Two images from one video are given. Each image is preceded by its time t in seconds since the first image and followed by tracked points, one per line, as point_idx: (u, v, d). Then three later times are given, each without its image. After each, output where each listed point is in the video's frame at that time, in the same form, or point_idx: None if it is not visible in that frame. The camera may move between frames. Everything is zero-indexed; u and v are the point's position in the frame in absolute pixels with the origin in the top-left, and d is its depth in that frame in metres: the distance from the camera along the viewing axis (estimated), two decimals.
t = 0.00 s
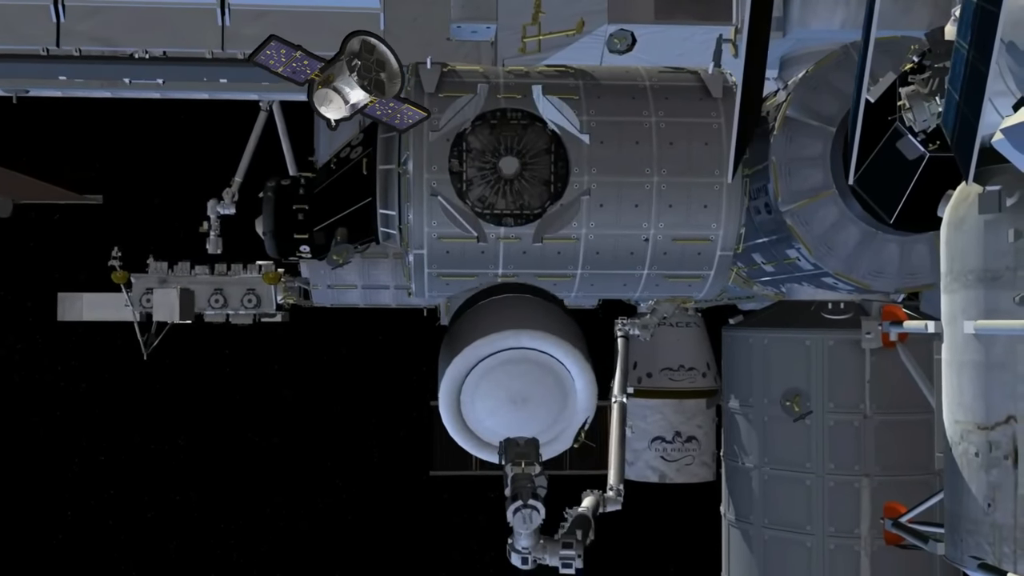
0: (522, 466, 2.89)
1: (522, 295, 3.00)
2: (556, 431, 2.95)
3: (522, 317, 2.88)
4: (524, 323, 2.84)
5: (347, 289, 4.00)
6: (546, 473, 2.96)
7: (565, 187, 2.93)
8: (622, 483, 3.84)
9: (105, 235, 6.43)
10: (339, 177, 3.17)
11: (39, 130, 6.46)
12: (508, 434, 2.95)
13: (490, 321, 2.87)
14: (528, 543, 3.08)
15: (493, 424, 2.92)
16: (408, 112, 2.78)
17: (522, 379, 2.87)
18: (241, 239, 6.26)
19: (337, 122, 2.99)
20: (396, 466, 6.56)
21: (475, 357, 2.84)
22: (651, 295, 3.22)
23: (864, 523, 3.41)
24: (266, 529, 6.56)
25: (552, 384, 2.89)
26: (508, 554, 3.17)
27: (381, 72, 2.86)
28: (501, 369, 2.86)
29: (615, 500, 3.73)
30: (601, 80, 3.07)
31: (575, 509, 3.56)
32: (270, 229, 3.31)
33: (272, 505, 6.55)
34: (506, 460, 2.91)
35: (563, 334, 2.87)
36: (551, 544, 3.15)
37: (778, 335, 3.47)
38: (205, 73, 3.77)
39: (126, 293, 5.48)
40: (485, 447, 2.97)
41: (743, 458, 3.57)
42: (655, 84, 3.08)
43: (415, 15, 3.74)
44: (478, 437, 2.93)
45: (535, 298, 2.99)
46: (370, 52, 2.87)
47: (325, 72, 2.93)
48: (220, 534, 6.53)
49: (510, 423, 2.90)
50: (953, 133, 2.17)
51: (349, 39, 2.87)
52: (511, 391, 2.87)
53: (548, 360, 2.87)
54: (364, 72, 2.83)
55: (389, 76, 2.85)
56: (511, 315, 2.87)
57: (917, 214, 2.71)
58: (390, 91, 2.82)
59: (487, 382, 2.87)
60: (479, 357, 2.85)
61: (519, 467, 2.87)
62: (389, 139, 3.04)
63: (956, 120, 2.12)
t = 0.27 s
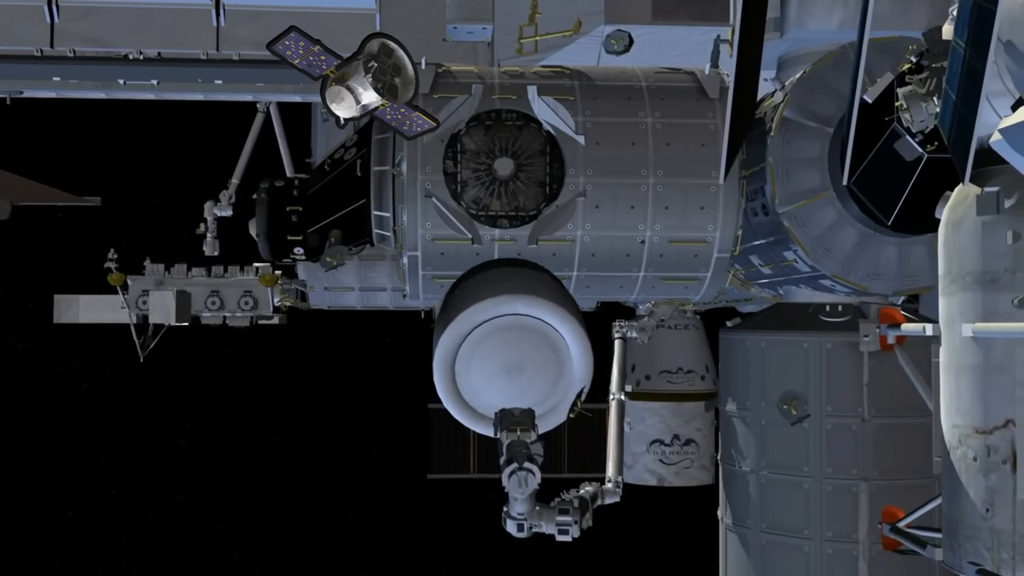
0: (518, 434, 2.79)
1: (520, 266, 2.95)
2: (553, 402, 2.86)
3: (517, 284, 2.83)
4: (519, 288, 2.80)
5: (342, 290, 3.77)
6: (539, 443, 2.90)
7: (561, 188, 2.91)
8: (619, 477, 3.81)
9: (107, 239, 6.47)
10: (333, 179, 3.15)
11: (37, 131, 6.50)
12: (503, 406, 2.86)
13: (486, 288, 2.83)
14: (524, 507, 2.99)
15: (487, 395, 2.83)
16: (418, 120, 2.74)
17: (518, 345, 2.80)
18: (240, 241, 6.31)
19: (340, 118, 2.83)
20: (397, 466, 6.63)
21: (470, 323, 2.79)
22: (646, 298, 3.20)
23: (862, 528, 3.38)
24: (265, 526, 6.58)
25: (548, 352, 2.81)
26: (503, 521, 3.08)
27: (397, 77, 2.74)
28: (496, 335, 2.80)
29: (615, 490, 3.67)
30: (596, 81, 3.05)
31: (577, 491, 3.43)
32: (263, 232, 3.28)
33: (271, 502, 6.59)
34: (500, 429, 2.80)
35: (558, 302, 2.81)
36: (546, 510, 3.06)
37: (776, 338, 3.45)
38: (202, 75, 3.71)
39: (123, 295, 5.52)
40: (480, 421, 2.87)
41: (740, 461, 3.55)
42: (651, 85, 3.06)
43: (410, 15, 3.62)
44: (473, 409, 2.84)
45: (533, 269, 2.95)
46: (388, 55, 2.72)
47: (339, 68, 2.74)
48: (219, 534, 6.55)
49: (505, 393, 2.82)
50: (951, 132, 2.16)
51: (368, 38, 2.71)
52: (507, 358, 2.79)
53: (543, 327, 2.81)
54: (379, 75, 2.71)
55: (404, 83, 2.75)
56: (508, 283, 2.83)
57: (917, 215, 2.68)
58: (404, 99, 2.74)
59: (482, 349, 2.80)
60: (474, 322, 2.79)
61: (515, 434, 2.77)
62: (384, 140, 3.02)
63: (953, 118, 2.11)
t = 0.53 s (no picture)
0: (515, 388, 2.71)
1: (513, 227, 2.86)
2: (550, 363, 2.76)
3: (514, 244, 2.75)
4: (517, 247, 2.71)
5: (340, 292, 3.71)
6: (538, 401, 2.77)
7: (557, 189, 2.89)
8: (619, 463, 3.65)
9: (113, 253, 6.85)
10: (329, 180, 3.13)
11: (40, 143, 6.83)
12: (499, 367, 2.76)
13: (482, 247, 2.74)
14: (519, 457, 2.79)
15: (484, 356, 2.74)
16: (426, 127, 2.76)
17: (516, 303, 2.70)
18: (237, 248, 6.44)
19: (349, 114, 2.76)
20: (396, 465, 7.10)
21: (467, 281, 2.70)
22: (644, 299, 3.18)
23: (861, 531, 3.36)
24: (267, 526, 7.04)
25: (547, 312, 2.72)
26: (500, 476, 2.86)
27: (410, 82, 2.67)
28: (494, 294, 2.70)
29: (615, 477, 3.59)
30: (593, 82, 3.04)
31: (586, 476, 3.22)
32: (258, 232, 3.26)
33: (270, 506, 7.04)
34: (499, 386, 2.72)
35: (557, 262, 2.73)
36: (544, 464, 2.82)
37: (774, 340, 3.43)
38: (196, 75, 3.66)
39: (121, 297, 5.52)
40: (476, 383, 2.77)
41: (738, 464, 3.53)
42: (648, 86, 3.04)
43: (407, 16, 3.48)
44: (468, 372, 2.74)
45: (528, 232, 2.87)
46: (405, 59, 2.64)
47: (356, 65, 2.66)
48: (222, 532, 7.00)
49: (503, 353, 2.73)
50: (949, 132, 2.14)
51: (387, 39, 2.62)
52: (505, 317, 2.70)
53: (542, 288, 2.72)
54: (395, 78, 2.64)
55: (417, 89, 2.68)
56: (505, 242, 2.75)
57: (915, 216, 2.65)
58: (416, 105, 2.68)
59: (480, 308, 2.71)
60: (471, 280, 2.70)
61: (514, 389, 2.69)
62: (381, 141, 3.02)
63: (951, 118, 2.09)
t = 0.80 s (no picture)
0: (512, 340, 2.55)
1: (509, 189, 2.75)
2: (548, 321, 2.61)
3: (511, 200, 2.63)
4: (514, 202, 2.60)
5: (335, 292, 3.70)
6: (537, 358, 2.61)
7: (555, 190, 2.88)
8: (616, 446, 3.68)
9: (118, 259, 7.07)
10: (326, 180, 3.12)
11: (41, 149, 7.08)
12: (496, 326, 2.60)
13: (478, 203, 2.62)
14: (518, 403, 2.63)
15: (480, 313, 2.58)
16: (435, 134, 2.70)
17: (514, 258, 2.56)
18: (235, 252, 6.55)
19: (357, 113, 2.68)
20: (395, 465, 7.35)
21: (463, 234, 2.57)
22: (642, 301, 3.17)
23: (859, 533, 3.35)
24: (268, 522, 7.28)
25: (547, 271, 2.58)
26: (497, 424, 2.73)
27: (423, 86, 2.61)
28: (492, 249, 2.56)
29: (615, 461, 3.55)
30: (591, 82, 3.03)
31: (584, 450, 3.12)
32: (255, 233, 3.23)
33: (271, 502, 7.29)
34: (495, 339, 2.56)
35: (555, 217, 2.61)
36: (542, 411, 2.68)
37: (773, 341, 3.42)
38: (194, 75, 3.58)
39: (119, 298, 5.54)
40: (472, 343, 2.61)
41: (737, 466, 3.52)
42: (647, 86, 3.03)
43: (406, 17, 3.47)
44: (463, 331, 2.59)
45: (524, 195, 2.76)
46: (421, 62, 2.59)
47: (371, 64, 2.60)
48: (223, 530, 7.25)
49: (500, 310, 2.57)
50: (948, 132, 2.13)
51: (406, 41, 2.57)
52: (503, 272, 2.55)
53: (544, 247, 2.59)
54: (409, 81, 2.58)
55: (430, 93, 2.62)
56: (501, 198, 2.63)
57: (914, 217, 2.64)
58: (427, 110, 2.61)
59: (475, 262, 2.56)
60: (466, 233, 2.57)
61: (512, 341, 2.54)
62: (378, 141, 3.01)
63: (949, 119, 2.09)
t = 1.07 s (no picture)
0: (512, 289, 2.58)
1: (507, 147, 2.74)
2: (548, 275, 2.61)
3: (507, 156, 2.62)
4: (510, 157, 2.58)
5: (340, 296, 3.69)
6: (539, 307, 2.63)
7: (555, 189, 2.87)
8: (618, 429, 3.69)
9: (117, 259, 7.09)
10: (325, 181, 3.11)
11: (41, 149, 7.08)
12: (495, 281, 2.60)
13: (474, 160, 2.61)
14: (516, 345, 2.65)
15: (479, 268, 2.59)
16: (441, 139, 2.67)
17: (511, 214, 2.55)
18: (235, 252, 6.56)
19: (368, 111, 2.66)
20: (395, 464, 7.35)
21: (460, 191, 2.57)
22: (641, 301, 3.17)
23: (859, 534, 3.34)
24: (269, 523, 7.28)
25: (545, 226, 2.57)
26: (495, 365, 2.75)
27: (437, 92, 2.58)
28: (488, 205, 2.55)
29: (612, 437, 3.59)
30: (591, 82, 3.03)
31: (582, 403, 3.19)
32: (254, 233, 3.25)
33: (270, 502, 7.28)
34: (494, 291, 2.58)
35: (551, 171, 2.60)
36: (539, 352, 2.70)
37: (773, 342, 3.42)
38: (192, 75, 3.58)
39: (118, 298, 5.51)
40: (472, 299, 2.62)
41: (736, 466, 3.51)
42: (646, 86, 3.03)
43: (405, 17, 3.46)
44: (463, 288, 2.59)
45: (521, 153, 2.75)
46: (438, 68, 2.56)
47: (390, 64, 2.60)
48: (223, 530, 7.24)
49: (498, 266, 2.57)
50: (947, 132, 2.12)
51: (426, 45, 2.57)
52: (500, 228, 2.54)
53: (542, 203, 2.58)
54: (421, 84, 2.56)
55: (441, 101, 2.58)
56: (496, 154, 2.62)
57: (914, 218, 2.63)
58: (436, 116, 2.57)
59: (471, 219, 2.55)
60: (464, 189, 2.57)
61: (509, 291, 2.57)
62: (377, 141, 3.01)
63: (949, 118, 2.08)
